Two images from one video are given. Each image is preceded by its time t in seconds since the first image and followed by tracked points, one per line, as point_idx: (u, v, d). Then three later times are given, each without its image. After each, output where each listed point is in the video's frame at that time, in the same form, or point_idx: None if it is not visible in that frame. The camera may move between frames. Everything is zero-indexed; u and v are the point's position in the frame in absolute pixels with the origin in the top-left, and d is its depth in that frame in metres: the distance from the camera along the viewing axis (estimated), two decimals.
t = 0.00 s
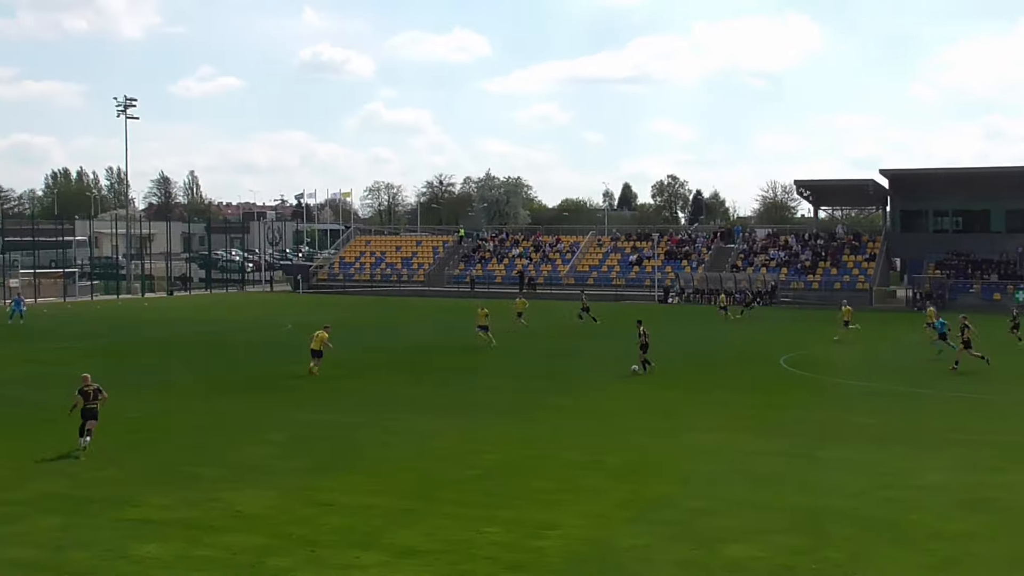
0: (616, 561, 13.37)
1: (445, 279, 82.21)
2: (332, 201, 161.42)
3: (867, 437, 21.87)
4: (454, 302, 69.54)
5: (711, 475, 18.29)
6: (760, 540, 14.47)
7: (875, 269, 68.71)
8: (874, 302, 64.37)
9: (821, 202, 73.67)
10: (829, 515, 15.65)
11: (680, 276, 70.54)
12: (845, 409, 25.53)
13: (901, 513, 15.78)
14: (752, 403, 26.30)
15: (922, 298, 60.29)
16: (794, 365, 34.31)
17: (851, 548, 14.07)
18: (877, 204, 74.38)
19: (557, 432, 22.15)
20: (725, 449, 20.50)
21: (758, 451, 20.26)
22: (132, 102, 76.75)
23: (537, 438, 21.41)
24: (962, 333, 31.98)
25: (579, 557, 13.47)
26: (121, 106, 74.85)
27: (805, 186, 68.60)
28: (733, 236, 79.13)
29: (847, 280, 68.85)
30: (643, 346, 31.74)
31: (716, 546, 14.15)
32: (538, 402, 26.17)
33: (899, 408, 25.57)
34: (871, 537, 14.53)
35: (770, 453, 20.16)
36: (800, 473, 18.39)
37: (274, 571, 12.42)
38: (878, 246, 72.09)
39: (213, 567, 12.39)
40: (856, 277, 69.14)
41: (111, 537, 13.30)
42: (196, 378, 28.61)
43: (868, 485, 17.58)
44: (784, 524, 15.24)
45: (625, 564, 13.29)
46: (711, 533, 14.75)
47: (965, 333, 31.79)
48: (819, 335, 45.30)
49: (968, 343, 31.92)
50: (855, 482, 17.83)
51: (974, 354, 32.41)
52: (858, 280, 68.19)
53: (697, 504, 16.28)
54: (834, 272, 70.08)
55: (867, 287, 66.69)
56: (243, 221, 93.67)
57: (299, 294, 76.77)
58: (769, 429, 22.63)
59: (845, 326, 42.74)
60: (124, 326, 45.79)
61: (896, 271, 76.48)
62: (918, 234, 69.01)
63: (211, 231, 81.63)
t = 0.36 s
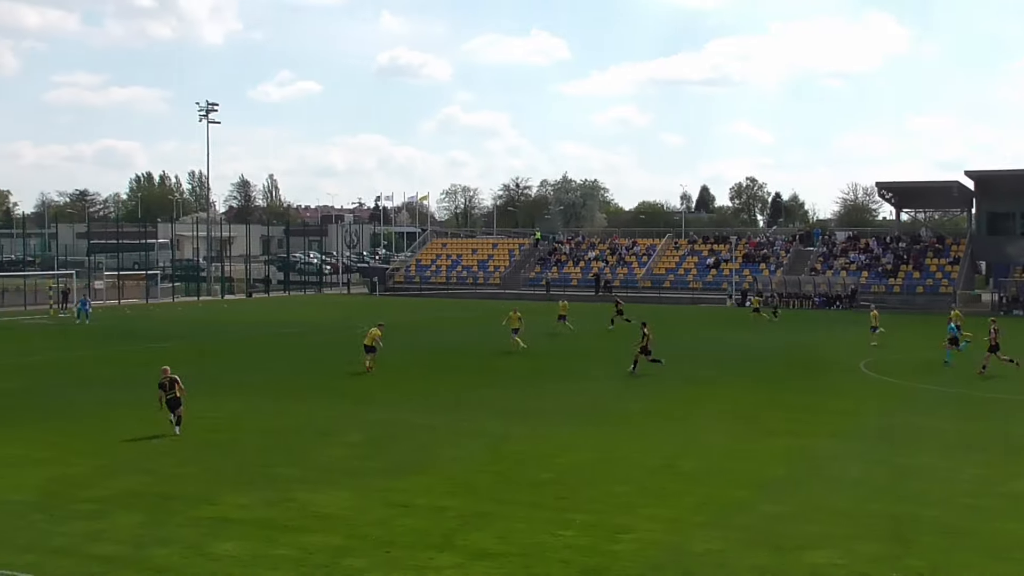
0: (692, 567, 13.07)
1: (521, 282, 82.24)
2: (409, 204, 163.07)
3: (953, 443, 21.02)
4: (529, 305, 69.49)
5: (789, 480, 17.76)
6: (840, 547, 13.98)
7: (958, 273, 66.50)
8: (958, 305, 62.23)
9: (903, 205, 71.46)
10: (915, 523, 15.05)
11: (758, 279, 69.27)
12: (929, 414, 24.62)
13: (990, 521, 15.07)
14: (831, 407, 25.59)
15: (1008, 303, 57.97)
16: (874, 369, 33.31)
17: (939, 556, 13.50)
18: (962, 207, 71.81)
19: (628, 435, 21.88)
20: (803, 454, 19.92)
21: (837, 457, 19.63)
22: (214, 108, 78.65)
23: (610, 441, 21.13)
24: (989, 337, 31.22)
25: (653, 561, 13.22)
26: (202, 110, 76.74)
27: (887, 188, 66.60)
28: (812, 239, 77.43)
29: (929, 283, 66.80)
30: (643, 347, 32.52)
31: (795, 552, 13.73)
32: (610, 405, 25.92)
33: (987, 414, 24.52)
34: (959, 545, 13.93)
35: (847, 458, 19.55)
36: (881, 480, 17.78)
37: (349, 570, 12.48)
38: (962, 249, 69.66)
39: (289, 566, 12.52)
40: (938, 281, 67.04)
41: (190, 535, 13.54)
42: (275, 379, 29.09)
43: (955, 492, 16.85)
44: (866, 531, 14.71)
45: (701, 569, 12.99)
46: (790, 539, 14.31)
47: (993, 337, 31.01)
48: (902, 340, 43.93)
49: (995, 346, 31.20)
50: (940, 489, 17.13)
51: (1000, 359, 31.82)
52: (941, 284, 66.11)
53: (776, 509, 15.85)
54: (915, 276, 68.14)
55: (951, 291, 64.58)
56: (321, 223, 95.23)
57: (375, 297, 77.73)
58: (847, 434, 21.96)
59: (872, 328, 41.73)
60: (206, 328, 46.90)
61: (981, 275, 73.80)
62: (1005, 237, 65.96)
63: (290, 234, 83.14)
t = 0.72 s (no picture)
0: (733, 568, 12.87)
1: (562, 283, 82.08)
2: (450, 205, 163.79)
3: (999, 446, 20.53)
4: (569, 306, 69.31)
5: (833, 482, 17.42)
6: (886, 550, 13.67)
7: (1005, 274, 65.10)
8: (1003, 308, 60.98)
9: (949, 205, 70.06)
10: (964, 527, 14.67)
11: (801, 280, 68.48)
12: (976, 416, 24.08)
13: None
14: (874, 409, 25.15)
15: None
16: (920, 371, 32.68)
17: (987, 560, 13.16)
18: (1010, 207, 70.21)
19: (668, 436, 21.70)
20: (847, 456, 19.57)
21: (880, 459, 19.25)
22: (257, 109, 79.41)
23: (650, 442, 20.94)
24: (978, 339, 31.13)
25: (695, 563, 13.04)
26: (245, 112, 77.60)
27: (932, 189, 65.31)
28: (856, 239, 76.24)
29: (975, 285, 65.46)
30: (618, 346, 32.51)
31: (838, 554, 13.45)
32: (651, 406, 25.75)
33: None
34: (1010, 550, 13.55)
35: (890, 460, 19.20)
36: (926, 482, 17.42)
37: (389, 570, 12.46)
38: (1010, 250, 68.16)
39: (330, 566, 12.52)
40: (985, 282, 65.71)
41: (231, 534, 13.63)
42: (317, 379, 29.27)
43: (1004, 495, 16.43)
44: (912, 534, 14.38)
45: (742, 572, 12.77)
46: (833, 542, 14.03)
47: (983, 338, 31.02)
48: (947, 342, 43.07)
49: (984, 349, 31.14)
50: (989, 492, 16.70)
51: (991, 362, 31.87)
52: (988, 286, 64.76)
53: (820, 511, 15.55)
54: (961, 278, 66.84)
55: (998, 293, 63.22)
56: (363, 224, 95.85)
57: (416, 297, 78.07)
58: (890, 436, 21.56)
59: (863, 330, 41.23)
60: (248, 328, 47.42)
61: None
62: None
63: (331, 235, 83.78)
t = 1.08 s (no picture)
0: (757, 568, 12.77)
1: (586, 283, 81.92)
2: (473, 205, 163.71)
3: None
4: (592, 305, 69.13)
5: (859, 482, 17.25)
6: (913, 550, 13.51)
7: None
8: None
9: (976, 203, 69.26)
10: (992, 528, 14.45)
11: (826, 279, 67.91)
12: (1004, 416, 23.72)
13: None
14: (900, 409, 24.83)
15: None
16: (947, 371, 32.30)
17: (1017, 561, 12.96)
18: None
19: (690, 436, 21.54)
20: (874, 456, 19.34)
21: (908, 459, 19.01)
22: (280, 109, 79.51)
23: (673, 442, 20.81)
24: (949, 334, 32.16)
25: (719, 563, 12.94)
26: (269, 112, 77.89)
27: (959, 187, 64.59)
28: (880, 239, 75.55)
29: (1003, 284, 64.67)
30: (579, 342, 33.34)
31: (863, 555, 13.30)
32: (674, 406, 25.57)
33: None
34: None
35: (916, 460, 18.95)
36: (952, 482, 17.21)
37: (412, 569, 12.47)
38: None
39: (353, 565, 12.54)
40: (1013, 281, 64.90)
41: (255, 532, 13.68)
42: (340, 379, 29.33)
43: None
44: (939, 534, 14.20)
45: (766, 572, 12.67)
46: (859, 542, 13.88)
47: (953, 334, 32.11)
48: (973, 341, 42.58)
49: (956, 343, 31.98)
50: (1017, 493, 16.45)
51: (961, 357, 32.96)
52: (1015, 285, 63.94)
53: (845, 512, 15.39)
54: (988, 277, 66.04)
55: None
56: (386, 224, 96.09)
57: (439, 297, 78.12)
58: (914, 436, 21.30)
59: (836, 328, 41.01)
60: (272, 328, 47.63)
61: None
62: None
63: (354, 235, 84.05)
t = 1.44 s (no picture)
0: (778, 570, 12.67)
1: (606, 283, 81.78)
2: (493, 205, 163.75)
3: None
4: (613, 305, 68.97)
5: (882, 484, 17.09)
6: (936, 553, 13.35)
7: None
8: None
9: (1000, 203, 68.49)
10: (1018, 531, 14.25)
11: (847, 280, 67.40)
12: None
13: None
14: (923, 410, 24.61)
15: None
16: (970, 372, 31.95)
17: None
18: None
19: (713, 436, 21.44)
20: (898, 458, 19.12)
21: (932, 461, 18.81)
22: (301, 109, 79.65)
23: (695, 443, 20.69)
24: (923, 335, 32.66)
25: (740, 565, 12.84)
26: (291, 113, 78.14)
27: (983, 187, 63.89)
28: (903, 239, 74.90)
29: None
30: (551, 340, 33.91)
31: (886, 557, 13.16)
32: (696, 406, 25.43)
33: None
34: None
35: (940, 462, 18.74)
36: (976, 484, 17.02)
37: (433, 569, 12.45)
38: None
39: (374, 564, 12.55)
40: None
41: (277, 531, 13.72)
42: (362, 378, 29.40)
43: None
44: (964, 537, 14.03)
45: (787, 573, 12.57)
46: (882, 544, 13.74)
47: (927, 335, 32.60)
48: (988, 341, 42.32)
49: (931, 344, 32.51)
50: None
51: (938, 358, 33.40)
52: None
53: (868, 513, 15.25)
54: (1012, 277, 65.29)
55: None
56: (407, 224, 96.31)
57: (459, 296, 78.17)
58: (938, 438, 21.08)
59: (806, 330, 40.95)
60: (292, 327, 47.80)
61: None
62: None
63: (375, 234, 84.23)
